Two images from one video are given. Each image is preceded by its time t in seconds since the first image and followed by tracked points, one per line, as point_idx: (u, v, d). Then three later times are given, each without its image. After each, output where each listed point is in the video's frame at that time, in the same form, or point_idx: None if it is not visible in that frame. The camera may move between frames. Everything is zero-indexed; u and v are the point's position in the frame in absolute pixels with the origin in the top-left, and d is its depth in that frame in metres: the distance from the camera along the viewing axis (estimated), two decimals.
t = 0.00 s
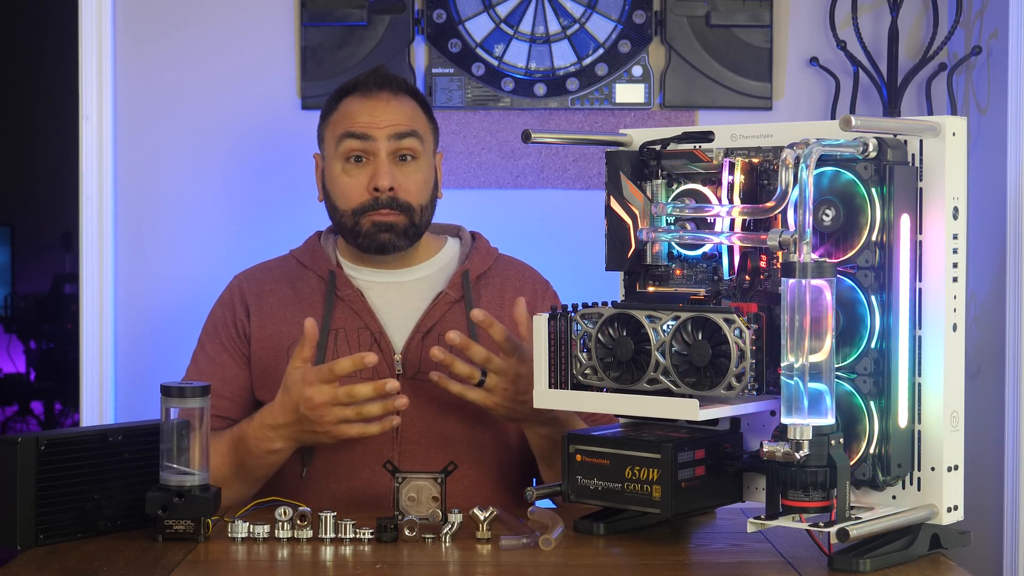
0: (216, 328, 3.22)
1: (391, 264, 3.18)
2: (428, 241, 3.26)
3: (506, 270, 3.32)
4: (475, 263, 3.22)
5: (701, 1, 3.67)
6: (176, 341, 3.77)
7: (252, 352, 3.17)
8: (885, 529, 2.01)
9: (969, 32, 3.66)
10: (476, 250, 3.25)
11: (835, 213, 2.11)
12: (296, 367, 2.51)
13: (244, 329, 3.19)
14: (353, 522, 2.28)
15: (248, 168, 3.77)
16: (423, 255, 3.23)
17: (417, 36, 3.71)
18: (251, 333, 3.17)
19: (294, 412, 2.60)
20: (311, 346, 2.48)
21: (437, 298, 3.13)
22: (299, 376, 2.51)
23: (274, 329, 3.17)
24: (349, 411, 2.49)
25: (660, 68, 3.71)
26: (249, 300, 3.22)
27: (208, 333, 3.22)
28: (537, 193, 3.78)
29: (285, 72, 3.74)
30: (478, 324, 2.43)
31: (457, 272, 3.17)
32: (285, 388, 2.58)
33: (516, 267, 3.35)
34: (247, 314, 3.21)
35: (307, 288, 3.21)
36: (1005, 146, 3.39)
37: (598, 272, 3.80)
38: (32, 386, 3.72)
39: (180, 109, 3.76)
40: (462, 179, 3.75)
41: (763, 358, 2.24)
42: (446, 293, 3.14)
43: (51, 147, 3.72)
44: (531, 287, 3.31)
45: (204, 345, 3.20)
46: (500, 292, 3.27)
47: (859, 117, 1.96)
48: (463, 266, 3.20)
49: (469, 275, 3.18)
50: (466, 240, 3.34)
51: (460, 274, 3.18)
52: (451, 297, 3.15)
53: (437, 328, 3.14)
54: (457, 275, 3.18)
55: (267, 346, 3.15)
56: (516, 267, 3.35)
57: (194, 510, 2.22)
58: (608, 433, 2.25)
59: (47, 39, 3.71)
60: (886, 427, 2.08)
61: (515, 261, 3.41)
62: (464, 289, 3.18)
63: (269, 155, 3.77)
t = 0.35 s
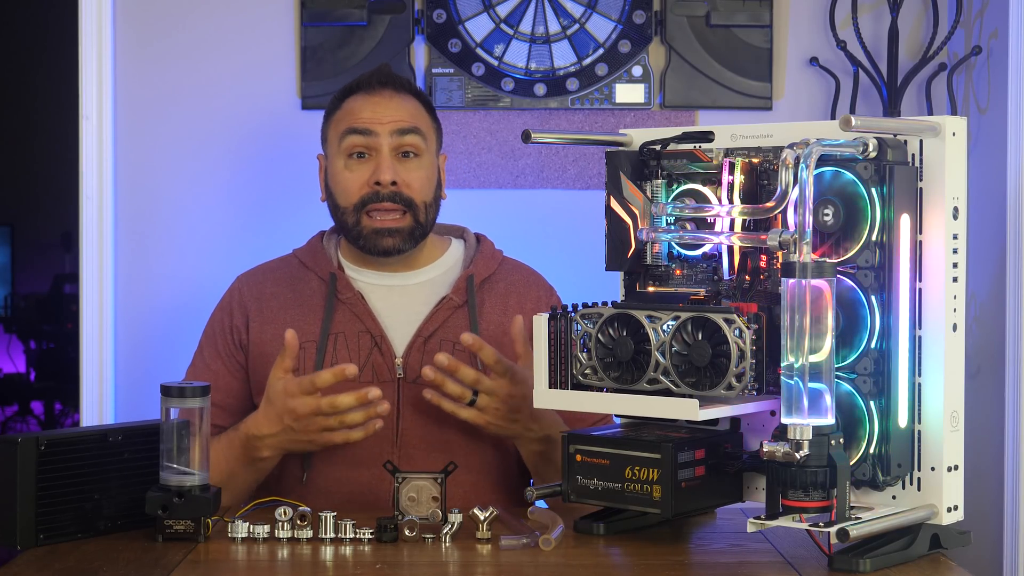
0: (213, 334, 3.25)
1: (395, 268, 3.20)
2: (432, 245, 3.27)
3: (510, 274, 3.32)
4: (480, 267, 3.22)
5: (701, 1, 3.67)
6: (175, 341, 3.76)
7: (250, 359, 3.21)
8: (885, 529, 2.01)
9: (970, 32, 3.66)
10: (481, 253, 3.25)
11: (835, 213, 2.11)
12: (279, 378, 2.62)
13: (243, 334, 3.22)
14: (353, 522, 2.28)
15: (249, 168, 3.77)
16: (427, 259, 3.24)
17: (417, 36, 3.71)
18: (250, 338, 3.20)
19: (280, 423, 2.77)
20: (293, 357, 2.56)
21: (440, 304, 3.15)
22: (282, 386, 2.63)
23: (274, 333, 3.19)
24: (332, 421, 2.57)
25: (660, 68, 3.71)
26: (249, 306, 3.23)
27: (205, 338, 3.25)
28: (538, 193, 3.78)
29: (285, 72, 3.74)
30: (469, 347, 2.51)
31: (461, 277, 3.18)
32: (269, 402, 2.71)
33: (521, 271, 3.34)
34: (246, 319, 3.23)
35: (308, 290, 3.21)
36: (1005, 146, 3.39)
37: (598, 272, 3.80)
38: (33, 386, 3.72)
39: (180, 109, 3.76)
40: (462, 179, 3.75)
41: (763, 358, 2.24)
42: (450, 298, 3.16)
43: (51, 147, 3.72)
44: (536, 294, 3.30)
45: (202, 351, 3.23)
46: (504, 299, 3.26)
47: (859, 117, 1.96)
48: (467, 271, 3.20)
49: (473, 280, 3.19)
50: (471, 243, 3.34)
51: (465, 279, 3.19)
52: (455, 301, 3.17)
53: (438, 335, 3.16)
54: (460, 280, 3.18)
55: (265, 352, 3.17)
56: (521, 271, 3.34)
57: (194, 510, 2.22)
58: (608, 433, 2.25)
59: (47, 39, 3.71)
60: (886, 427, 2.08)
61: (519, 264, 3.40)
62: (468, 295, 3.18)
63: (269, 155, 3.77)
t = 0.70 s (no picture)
0: (219, 331, 3.27)
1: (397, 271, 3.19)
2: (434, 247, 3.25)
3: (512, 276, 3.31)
4: (483, 269, 3.21)
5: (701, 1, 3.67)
6: (175, 341, 3.76)
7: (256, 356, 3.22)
8: (885, 529, 2.01)
9: (970, 32, 3.66)
10: (483, 256, 3.24)
11: (835, 212, 2.11)
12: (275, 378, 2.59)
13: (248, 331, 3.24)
14: (353, 522, 2.28)
15: (249, 168, 3.77)
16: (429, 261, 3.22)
17: (417, 36, 3.71)
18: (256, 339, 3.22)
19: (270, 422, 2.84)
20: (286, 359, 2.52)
21: (442, 305, 3.17)
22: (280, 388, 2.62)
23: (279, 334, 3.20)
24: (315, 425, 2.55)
25: (660, 68, 3.71)
26: (255, 304, 3.26)
27: (209, 335, 3.28)
28: (538, 193, 3.78)
29: (285, 72, 3.74)
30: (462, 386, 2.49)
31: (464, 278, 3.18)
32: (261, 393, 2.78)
33: (523, 273, 3.33)
34: (252, 317, 3.25)
35: (313, 291, 3.22)
36: (1005, 147, 3.39)
37: (598, 272, 3.80)
38: (33, 386, 3.72)
39: (180, 109, 3.76)
40: (462, 179, 3.75)
41: (763, 358, 2.24)
42: (453, 300, 3.17)
43: (52, 147, 3.72)
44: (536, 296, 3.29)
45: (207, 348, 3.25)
46: (505, 301, 3.25)
47: (859, 117, 1.96)
48: (469, 273, 3.21)
49: (475, 282, 3.19)
50: (473, 245, 3.31)
51: (467, 280, 3.20)
52: (458, 303, 3.18)
53: (441, 336, 3.19)
54: (464, 282, 3.19)
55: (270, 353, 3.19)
56: (523, 274, 3.32)
57: (194, 510, 2.22)
58: (608, 433, 2.25)
59: (48, 39, 3.72)
60: (885, 427, 2.09)
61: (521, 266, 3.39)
62: (471, 296, 3.19)
63: (269, 155, 3.76)
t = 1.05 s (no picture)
0: (215, 342, 3.26)
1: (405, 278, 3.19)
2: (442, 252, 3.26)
3: (522, 280, 3.34)
4: (495, 275, 3.25)
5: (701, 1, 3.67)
6: (175, 341, 3.76)
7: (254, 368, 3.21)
8: (885, 529, 2.01)
9: (970, 32, 3.66)
10: (492, 261, 3.28)
11: (835, 211, 2.11)
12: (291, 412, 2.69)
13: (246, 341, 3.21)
14: (353, 522, 2.28)
15: (250, 169, 3.77)
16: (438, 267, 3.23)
17: (417, 36, 3.71)
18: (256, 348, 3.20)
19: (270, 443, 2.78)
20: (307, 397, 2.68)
21: (456, 314, 3.17)
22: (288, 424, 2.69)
23: (280, 343, 3.18)
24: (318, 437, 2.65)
25: (660, 68, 3.71)
26: (254, 314, 3.23)
27: (208, 344, 3.27)
28: (538, 193, 3.78)
29: (285, 72, 3.74)
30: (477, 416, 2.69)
31: (478, 286, 3.20)
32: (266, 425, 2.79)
33: (532, 276, 3.37)
34: (249, 328, 3.22)
35: (316, 297, 3.23)
36: (1005, 147, 3.39)
37: (598, 272, 3.80)
38: (32, 386, 3.72)
39: (180, 109, 3.76)
40: (462, 179, 3.75)
41: (763, 358, 2.24)
42: (467, 310, 3.18)
43: (52, 147, 3.72)
44: (544, 298, 3.33)
45: (203, 357, 3.26)
46: (517, 308, 3.27)
47: (859, 117, 1.96)
48: (483, 281, 3.22)
49: (489, 290, 3.21)
50: (478, 245, 3.38)
51: (480, 289, 3.21)
52: (471, 313, 3.19)
53: (452, 345, 3.19)
54: (478, 290, 3.21)
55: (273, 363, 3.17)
56: (531, 277, 3.37)
57: (194, 510, 2.22)
58: (608, 433, 2.25)
59: (48, 39, 3.72)
60: (885, 427, 2.09)
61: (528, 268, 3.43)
62: (484, 305, 3.21)
63: (269, 155, 3.76)
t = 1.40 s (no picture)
0: (225, 332, 3.25)
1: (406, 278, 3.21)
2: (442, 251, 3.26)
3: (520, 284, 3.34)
4: (492, 275, 3.24)
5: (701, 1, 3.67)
6: (176, 342, 3.76)
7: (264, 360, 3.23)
8: (885, 529, 2.01)
9: (969, 32, 3.66)
10: (491, 262, 3.26)
11: (835, 212, 2.11)
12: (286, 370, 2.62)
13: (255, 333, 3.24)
14: (353, 522, 2.28)
15: (250, 169, 3.77)
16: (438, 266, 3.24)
17: (417, 36, 3.71)
18: (262, 340, 3.24)
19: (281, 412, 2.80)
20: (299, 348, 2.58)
21: (452, 312, 3.18)
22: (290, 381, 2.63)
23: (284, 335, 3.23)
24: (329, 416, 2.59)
25: (660, 68, 3.71)
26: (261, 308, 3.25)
27: (218, 337, 3.25)
28: (538, 193, 3.78)
29: (285, 72, 3.74)
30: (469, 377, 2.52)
31: (474, 285, 3.21)
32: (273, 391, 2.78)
33: (531, 279, 3.36)
34: (258, 320, 3.25)
35: (319, 293, 3.23)
36: (1005, 147, 3.39)
37: (598, 272, 3.80)
38: (32, 386, 3.72)
39: (180, 110, 3.76)
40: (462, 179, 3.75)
41: (763, 358, 2.24)
42: (463, 307, 3.19)
43: (51, 147, 3.72)
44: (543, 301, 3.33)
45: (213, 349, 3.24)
46: (513, 307, 3.28)
47: (859, 117, 1.96)
48: (480, 279, 3.23)
49: (486, 288, 3.22)
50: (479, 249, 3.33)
51: (478, 287, 3.22)
52: (468, 310, 3.20)
53: (450, 341, 3.20)
54: (474, 289, 3.22)
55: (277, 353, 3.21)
56: (530, 280, 3.36)
57: (194, 510, 2.22)
58: (608, 433, 2.25)
59: (48, 39, 3.72)
60: (885, 428, 2.09)
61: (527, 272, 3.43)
62: (480, 303, 3.21)
63: (270, 156, 3.77)
